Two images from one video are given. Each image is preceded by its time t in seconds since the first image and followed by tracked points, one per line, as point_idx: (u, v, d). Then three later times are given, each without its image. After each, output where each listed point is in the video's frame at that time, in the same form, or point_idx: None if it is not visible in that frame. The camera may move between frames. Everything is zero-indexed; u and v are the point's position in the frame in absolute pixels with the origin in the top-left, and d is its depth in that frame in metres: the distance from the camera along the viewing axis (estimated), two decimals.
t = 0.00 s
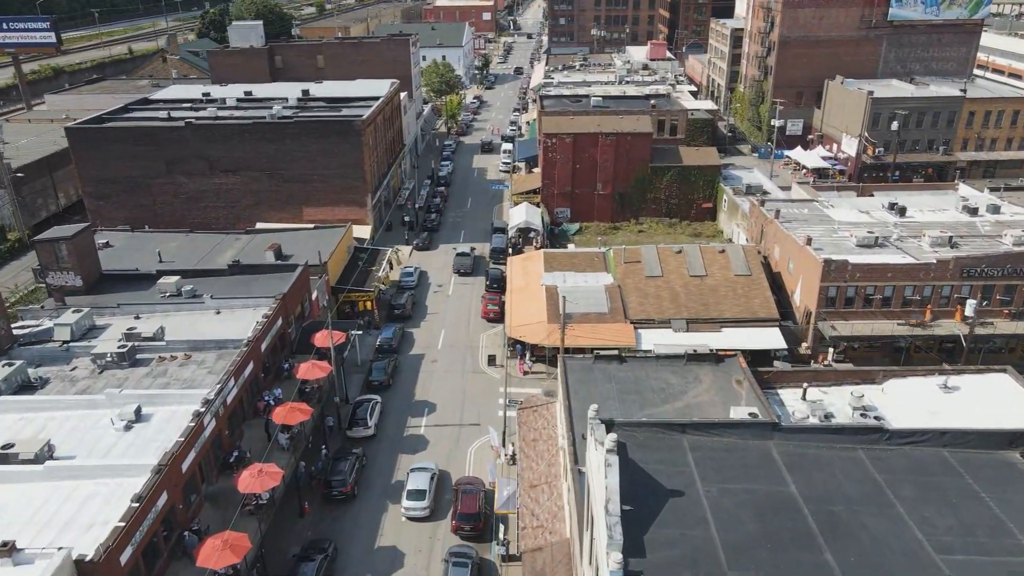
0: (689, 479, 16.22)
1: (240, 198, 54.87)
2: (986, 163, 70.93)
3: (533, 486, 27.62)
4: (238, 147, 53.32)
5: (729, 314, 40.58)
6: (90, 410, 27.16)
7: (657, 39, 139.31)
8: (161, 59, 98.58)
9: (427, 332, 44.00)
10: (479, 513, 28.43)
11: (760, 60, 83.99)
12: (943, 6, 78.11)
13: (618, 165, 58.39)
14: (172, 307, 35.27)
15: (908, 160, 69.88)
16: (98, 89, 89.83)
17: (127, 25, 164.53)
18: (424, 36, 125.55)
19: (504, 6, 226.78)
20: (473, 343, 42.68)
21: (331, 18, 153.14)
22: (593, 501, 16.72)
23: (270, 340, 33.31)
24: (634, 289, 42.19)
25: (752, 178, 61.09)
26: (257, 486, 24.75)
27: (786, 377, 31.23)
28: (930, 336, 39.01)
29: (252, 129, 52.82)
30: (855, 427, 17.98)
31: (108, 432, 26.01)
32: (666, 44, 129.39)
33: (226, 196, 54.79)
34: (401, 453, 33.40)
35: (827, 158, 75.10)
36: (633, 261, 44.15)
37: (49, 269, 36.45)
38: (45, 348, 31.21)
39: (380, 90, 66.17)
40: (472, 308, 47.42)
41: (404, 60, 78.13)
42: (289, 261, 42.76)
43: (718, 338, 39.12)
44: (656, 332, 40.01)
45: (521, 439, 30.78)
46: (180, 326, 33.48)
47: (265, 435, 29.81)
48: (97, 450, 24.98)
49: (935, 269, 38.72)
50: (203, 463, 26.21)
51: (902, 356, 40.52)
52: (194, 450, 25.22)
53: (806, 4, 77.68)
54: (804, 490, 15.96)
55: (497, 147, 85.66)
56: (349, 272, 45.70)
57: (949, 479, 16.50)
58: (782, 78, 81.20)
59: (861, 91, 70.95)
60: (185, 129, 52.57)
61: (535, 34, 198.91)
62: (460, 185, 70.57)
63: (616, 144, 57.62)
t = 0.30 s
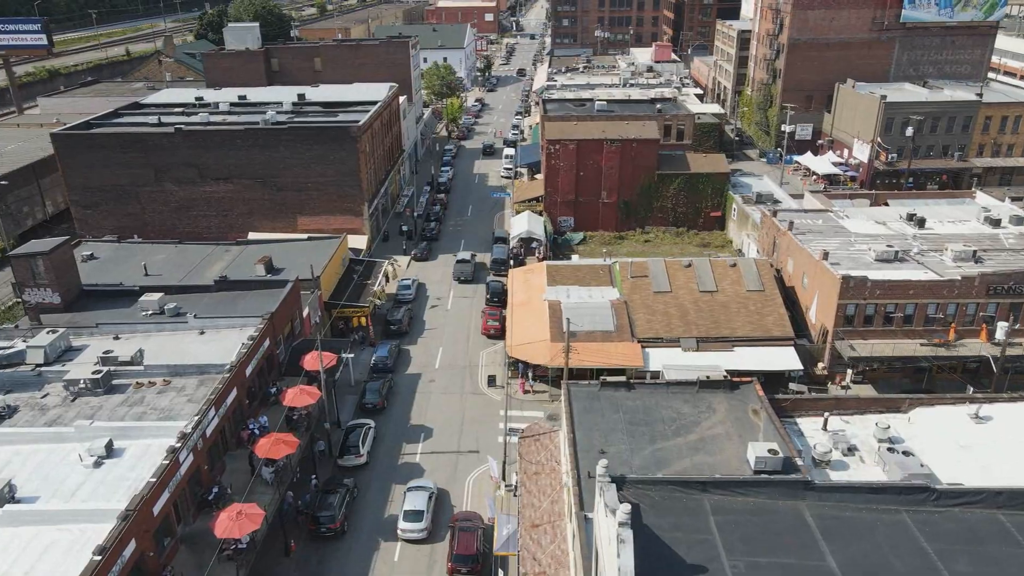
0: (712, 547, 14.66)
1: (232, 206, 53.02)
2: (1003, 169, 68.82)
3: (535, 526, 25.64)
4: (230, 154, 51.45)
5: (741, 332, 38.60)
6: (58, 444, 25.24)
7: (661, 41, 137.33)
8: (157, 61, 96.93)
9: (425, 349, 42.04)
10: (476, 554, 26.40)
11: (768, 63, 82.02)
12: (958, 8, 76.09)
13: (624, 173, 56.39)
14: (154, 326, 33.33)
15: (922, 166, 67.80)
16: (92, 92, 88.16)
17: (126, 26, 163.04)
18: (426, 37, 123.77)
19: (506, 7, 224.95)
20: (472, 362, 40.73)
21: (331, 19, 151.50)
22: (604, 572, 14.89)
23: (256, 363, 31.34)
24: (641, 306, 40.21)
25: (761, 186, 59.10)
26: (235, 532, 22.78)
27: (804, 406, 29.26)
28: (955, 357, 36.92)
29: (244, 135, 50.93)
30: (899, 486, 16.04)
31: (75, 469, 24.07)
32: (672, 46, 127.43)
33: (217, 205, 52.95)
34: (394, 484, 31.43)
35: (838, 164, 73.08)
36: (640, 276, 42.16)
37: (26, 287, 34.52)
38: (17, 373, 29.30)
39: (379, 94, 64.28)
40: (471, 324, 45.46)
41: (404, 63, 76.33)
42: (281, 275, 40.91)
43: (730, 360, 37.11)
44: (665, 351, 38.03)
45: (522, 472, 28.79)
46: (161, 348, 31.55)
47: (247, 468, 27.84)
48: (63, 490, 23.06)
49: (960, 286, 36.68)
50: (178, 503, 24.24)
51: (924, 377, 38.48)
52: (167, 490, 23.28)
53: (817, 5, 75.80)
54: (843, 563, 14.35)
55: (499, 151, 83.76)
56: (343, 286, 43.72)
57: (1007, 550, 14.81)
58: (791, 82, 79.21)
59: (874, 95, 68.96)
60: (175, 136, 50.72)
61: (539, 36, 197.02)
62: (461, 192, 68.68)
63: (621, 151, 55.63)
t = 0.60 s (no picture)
0: None
1: (223, 221, 51.17)
2: (1019, 181, 66.80)
3: None
4: (221, 167, 49.62)
5: (754, 358, 36.58)
6: (21, 489, 23.29)
7: (665, 48, 135.59)
8: (153, 68, 95.42)
9: (421, 374, 40.04)
10: None
11: (776, 71, 80.18)
12: (971, 15, 74.24)
13: (629, 186, 54.47)
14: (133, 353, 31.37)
15: (936, 178, 65.80)
16: (86, 100, 86.62)
17: (125, 33, 161.85)
18: (426, 45, 122.21)
19: (508, 14, 223.58)
20: (471, 388, 38.73)
21: (332, 26, 150.13)
22: None
23: (240, 394, 29.36)
24: (649, 329, 38.24)
25: (771, 199, 57.15)
26: None
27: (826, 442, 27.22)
28: (982, 385, 34.84)
29: (235, 147, 49.10)
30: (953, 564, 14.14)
31: (37, 518, 22.11)
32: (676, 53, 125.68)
33: (208, 219, 51.10)
34: (387, 523, 29.37)
35: (849, 175, 71.14)
36: (647, 296, 40.21)
37: None
38: None
39: (377, 103, 62.49)
40: (470, 345, 43.47)
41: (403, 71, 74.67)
42: (270, 297, 39.03)
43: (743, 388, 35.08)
44: (674, 378, 36.03)
45: (522, 514, 26.82)
46: (138, 378, 29.58)
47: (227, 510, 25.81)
48: (21, 542, 21.09)
49: (987, 310, 34.67)
50: (149, 554, 22.25)
51: (949, 406, 36.48)
52: (135, 541, 21.30)
53: (826, 12, 74.14)
54: None
55: (500, 161, 81.92)
56: (336, 306, 41.75)
57: None
58: (800, 90, 77.33)
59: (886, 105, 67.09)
60: (164, 148, 48.92)
61: (541, 42, 195.38)
62: (461, 204, 66.87)
63: (627, 163, 53.69)
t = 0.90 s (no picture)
0: None
1: (213, 233, 49.29)
2: None
3: None
4: (211, 177, 47.74)
5: (770, 383, 34.47)
6: None
7: (670, 52, 133.76)
8: (150, 73, 93.89)
9: (418, 397, 38.04)
10: None
11: (785, 77, 78.26)
12: (987, 21, 72.25)
13: (635, 197, 52.50)
14: (108, 381, 29.37)
15: (952, 188, 63.76)
16: (80, 106, 85.03)
17: (124, 37, 160.66)
18: (427, 49, 120.55)
19: (511, 18, 221.89)
20: (470, 413, 36.73)
21: (332, 30, 148.86)
22: None
23: (221, 425, 27.39)
24: (658, 351, 36.22)
25: (782, 211, 55.13)
26: None
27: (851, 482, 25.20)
28: (1014, 414, 32.72)
29: (226, 157, 47.26)
30: None
31: None
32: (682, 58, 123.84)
33: (198, 231, 49.25)
34: (378, 564, 27.35)
35: (861, 184, 69.15)
36: (656, 316, 38.20)
37: None
38: None
39: (375, 111, 60.64)
40: (470, 365, 41.45)
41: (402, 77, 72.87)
42: (258, 317, 37.11)
43: (759, 416, 32.99)
44: (685, 404, 33.95)
45: (522, 559, 24.85)
46: (112, 408, 27.60)
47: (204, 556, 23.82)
48: None
49: (1019, 333, 32.61)
50: None
51: (978, 434, 34.38)
52: None
53: (837, 16, 72.25)
54: None
55: (502, 169, 80.03)
56: (328, 325, 39.77)
57: None
58: (810, 97, 75.39)
59: (899, 112, 65.10)
60: (152, 157, 47.07)
61: (544, 47, 193.69)
62: (462, 214, 64.96)
63: (633, 173, 51.71)
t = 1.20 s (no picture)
0: None
1: (207, 242, 47.45)
2: None
3: None
4: (204, 185, 45.92)
5: (791, 409, 32.36)
6: None
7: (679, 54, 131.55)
8: (150, 74, 92.28)
9: (418, 420, 36.10)
10: None
11: (799, 80, 76.02)
12: (1009, 22, 69.83)
13: (645, 205, 50.44)
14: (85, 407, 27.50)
15: (974, 195, 61.44)
16: (78, 108, 83.42)
17: (127, 37, 159.44)
18: (432, 50, 118.71)
19: (518, 18, 219.92)
20: (472, 437, 34.76)
21: (336, 31, 147.35)
22: None
23: (204, 458, 25.53)
24: (671, 373, 34.19)
25: (799, 220, 52.92)
26: None
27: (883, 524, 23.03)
28: None
29: (220, 163, 45.44)
30: None
31: None
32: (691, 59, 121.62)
33: (191, 240, 47.43)
34: None
35: (879, 190, 66.91)
36: (668, 335, 36.17)
37: None
38: None
39: (376, 115, 58.77)
40: (472, 384, 39.48)
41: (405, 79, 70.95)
42: (249, 336, 35.27)
43: (780, 445, 30.89)
44: (701, 431, 31.85)
45: None
46: (87, 438, 25.72)
47: None
48: None
49: None
50: None
51: (1015, 466, 32.18)
52: None
53: (854, 17, 70.03)
54: None
55: (508, 173, 78.03)
56: (324, 343, 37.87)
57: None
58: (825, 100, 73.15)
59: (919, 117, 62.80)
60: (143, 164, 45.29)
61: (551, 47, 191.60)
62: (465, 221, 63.01)
63: (643, 180, 49.65)
